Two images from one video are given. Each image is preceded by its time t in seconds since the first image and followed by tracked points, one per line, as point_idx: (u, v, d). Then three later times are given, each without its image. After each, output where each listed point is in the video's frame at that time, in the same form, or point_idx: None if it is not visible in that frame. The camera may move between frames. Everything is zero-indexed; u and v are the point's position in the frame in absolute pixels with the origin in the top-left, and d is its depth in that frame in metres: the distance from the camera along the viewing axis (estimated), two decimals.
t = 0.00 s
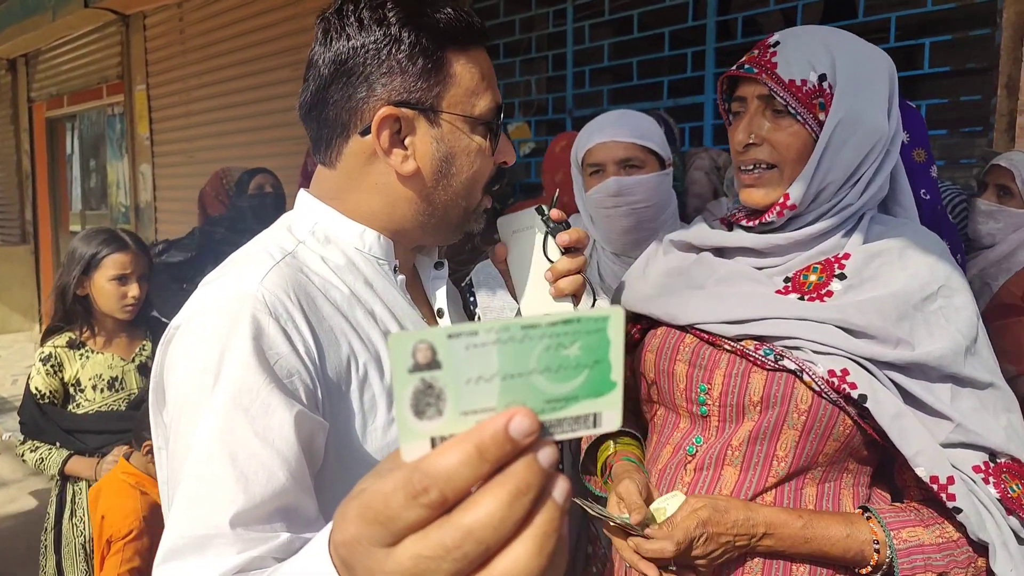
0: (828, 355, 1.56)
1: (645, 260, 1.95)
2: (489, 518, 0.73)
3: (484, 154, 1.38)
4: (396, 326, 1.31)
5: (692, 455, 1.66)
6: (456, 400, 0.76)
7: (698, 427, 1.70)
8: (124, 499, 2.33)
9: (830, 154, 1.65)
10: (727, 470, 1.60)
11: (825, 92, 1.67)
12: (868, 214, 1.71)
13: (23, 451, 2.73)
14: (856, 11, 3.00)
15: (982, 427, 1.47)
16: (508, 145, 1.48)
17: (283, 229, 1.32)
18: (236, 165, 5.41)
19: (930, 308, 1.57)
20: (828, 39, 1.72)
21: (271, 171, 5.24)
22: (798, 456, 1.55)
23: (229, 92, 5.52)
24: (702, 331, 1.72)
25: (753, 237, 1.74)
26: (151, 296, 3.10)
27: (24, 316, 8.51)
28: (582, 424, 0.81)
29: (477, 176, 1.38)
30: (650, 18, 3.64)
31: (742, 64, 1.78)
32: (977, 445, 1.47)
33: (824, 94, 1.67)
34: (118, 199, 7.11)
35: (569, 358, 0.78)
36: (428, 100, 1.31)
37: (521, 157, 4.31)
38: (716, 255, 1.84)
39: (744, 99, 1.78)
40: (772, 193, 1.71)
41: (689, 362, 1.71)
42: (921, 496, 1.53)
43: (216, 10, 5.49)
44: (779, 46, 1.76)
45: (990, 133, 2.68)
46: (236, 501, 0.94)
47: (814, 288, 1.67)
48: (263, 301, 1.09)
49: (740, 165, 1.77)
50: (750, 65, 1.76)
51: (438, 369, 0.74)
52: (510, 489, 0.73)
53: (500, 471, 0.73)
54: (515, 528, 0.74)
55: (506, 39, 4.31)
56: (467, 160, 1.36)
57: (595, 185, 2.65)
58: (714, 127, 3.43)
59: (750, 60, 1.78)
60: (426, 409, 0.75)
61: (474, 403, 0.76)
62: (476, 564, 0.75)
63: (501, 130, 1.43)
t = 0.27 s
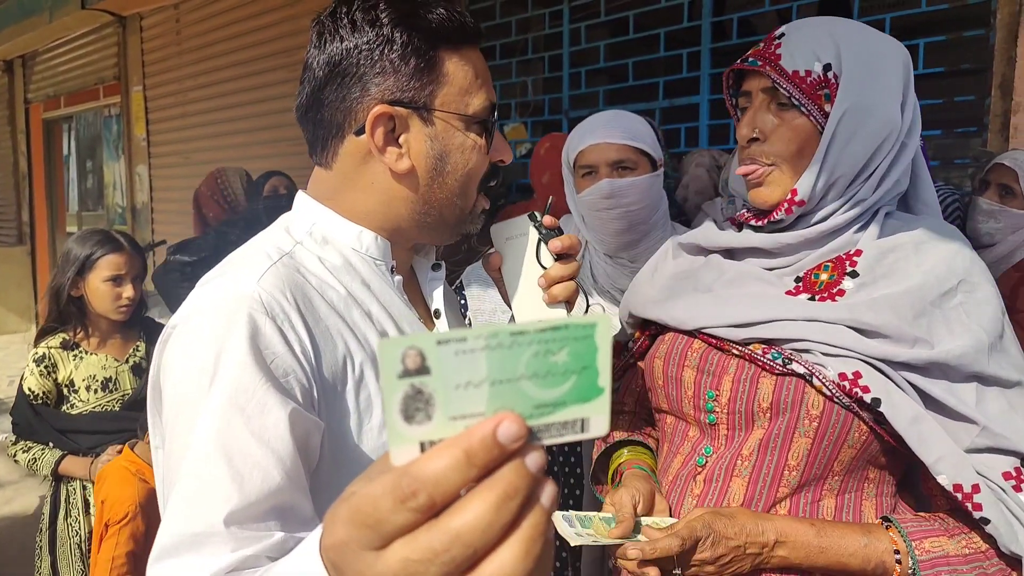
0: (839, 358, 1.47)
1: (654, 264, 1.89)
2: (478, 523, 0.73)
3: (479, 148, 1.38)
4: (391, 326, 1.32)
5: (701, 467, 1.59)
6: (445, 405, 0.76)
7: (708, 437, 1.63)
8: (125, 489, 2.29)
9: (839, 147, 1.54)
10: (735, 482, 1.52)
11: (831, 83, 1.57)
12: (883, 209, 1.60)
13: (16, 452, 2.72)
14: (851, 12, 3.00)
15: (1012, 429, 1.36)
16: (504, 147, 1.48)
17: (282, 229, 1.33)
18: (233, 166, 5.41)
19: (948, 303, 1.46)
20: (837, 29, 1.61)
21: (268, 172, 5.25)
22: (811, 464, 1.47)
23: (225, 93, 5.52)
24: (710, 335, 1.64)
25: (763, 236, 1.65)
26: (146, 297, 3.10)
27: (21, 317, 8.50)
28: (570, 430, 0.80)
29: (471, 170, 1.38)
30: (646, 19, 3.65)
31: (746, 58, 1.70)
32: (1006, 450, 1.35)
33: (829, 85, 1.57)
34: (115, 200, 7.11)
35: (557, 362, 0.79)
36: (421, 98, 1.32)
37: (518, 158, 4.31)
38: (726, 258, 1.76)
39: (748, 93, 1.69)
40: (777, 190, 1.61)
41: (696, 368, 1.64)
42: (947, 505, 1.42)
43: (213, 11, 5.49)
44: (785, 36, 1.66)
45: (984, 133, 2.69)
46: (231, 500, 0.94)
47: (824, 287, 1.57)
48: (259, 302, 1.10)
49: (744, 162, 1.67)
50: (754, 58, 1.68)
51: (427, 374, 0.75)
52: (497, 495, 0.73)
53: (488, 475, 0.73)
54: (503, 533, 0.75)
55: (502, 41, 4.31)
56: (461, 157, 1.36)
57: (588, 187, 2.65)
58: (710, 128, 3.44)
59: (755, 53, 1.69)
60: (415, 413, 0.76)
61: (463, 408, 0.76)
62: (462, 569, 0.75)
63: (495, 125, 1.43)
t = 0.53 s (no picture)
0: (855, 367, 1.36)
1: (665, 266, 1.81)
2: (447, 524, 0.73)
3: (472, 148, 1.38)
4: (384, 325, 1.33)
5: (711, 482, 1.50)
6: (414, 403, 0.76)
7: (717, 449, 1.54)
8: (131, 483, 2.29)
9: (842, 139, 1.43)
10: (748, 498, 1.43)
11: (837, 73, 1.46)
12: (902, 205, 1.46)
13: (12, 452, 2.73)
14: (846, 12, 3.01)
15: None
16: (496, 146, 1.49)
17: (277, 229, 1.34)
18: (230, 166, 5.41)
19: (973, 306, 1.32)
20: (847, 15, 1.51)
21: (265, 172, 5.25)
22: (827, 479, 1.37)
23: (223, 93, 5.53)
24: (719, 342, 1.56)
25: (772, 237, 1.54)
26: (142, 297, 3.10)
27: (18, 318, 8.50)
28: (540, 429, 0.80)
29: (465, 170, 1.38)
30: (643, 18, 3.66)
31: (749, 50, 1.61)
32: None
33: (835, 76, 1.46)
34: (112, 201, 7.10)
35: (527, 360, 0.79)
36: (412, 96, 1.32)
37: (515, 158, 4.32)
38: (737, 260, 1.65)
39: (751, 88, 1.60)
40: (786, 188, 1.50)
41: (705, 377, 1.56)
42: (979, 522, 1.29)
43: (210, 11, 5.49)
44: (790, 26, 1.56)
45: (979, 132, 2.70)
46: (220, 496, 0.95)
47: (840, 289, 1.44)
48: (251, 301, 1.12)
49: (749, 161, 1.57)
50: (758, 51, 1.58)
51: (394, 373, 0.75)
52: (465, 495, 0.73)
53: (456, 474, 0.73)
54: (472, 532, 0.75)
55: (499, 40, 4.32)
56: (454, 155, 1.36)
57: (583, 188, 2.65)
58: (707, 128, 3.46)
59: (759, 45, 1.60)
60: (384, 412, 0.76)
61: (432, 407, 0.76)
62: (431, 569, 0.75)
63: (488, 125, 1.43)
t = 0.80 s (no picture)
0: (852, 373, 1.36)
1: (675, 266, 1.80)
2: (409, 525, 0.71)
3: (461, 149, 1.37)
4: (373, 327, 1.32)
5: (706, 489, 1.50)
6: (375, 403, 0.75)
7: (714, 455, 1.53)
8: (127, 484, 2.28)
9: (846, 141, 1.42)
10: (743, 506, 1.42)
11: (837, 71, 1.46)
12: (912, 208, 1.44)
13: (6, 450, 2.73)
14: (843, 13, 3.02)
15: None
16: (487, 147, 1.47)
17: (266, 233, 1.34)
18: (227, 167, 5.40)
19: (980, 313, 1.29)
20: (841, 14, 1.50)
21: (262, 173, 5.25)
22: (823, 489, 1.36)
23: (220, 94, 5.52)
24: (718, 346, 1.56)
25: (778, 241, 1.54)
26: (136, 297, 3.09)
27: (15, 319, 8.48)
28: (504, 426, 0.79)
29: (455, 170, 1.37)
30: (640, 19, 3.66)
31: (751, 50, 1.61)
32: None
33: (836, 74, 1.46)
34: (109, 202, 7.09)
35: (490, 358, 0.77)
36: (399, 97, 1.32)
37: (512, 159, 4.31)
38: (744, 263, 1.64)
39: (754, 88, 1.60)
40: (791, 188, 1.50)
41: (704, 381, 1.55)
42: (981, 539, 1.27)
43: (208, 12, 5.50)
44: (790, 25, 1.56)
45: (978, 133, 2.69)
46: (203, 500, 0.95)
47: (841, 293, 1.43)
48: (236, 302, 1.11)
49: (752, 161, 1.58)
50: (760, 49, 1.58)
51: (355, 374, 0.74)
52: (426, 495, 0.71)
53: (418, 474, 0.72)
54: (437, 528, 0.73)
55: (496, 41, 4.32)
56: (443, 156, 1.35)
57: (581, 189, 2.64)
58: (705, 129, 3.46)
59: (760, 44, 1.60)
60: (344, 413, 0.75)
61: (393, 407, 0.75)
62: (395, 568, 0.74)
63: (478, 125, 1.42)
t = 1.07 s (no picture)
0: (853, 378, 1.36)
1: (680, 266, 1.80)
2: (375, 534, 0.71)
3: (450, 153, 1.37)
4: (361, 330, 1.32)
5: (698, 488, 1.48)
6: (340, 411, 0.74)
7: (707, 455, 1.52)
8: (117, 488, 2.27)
9: (846, 146, 1.42)
10: (736, 507, 1.41)
11: (830, 78, 1.46)
12: (926, 217, 1.43)
13: None
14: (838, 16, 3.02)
15: None
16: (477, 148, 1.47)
17: (252, 235, 1.33)
18: (223, 168, 5.39)
19: (989, 328, 1.29)
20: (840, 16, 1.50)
21: (258, 174, 5.24)
22: (819, 492, 1.35)
23: (216, 95, 5.51)
24: (718, 344, 1.56)
25: (782, 242, 1.54)
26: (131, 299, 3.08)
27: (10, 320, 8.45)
28: (474, 434, 0.77)
29: (445, 174, 1.37)
30: (636, 21, 3.66)
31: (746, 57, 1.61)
32: None
33: (829, 81, 1.46)
34: (105, 203, 7.07)
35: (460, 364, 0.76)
36: (388, 99, 1.31)
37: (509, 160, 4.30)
38: (750, 264, 1.64)
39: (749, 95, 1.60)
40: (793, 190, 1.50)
41: (703, 379, 1.55)
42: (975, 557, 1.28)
43: (203, 13, 5.49)
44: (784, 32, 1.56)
45: (974, 133, 2.69)
46: (185, 505, 0.95)
47: (848, 298, 1.43)
48: (222, 307, 1.10)
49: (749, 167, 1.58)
50: (753, 57, 1.58)
51: (318, 381, 0.73)
52: (393, 504, 0.71)
53: (384, 484, 0.71)
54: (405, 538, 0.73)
55: (492, 42, 4.32)
56: (432, 160, 1.35)
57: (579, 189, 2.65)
58: (701, 130, 3.46)
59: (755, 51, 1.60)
60: (309, 421, 0.74)
61: (360, 415, 0.74)
62: None
63: (469, 128, 1.42)
